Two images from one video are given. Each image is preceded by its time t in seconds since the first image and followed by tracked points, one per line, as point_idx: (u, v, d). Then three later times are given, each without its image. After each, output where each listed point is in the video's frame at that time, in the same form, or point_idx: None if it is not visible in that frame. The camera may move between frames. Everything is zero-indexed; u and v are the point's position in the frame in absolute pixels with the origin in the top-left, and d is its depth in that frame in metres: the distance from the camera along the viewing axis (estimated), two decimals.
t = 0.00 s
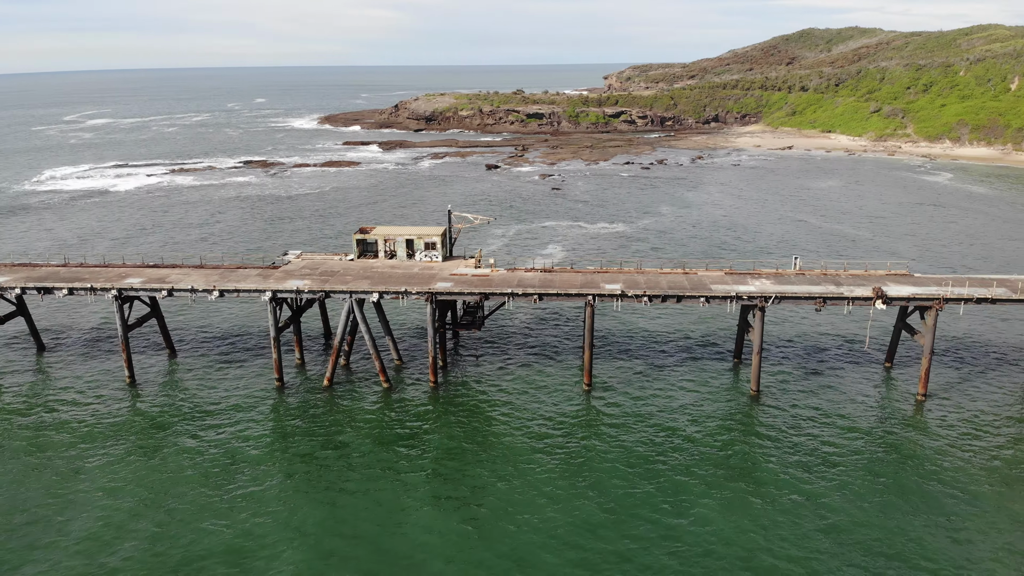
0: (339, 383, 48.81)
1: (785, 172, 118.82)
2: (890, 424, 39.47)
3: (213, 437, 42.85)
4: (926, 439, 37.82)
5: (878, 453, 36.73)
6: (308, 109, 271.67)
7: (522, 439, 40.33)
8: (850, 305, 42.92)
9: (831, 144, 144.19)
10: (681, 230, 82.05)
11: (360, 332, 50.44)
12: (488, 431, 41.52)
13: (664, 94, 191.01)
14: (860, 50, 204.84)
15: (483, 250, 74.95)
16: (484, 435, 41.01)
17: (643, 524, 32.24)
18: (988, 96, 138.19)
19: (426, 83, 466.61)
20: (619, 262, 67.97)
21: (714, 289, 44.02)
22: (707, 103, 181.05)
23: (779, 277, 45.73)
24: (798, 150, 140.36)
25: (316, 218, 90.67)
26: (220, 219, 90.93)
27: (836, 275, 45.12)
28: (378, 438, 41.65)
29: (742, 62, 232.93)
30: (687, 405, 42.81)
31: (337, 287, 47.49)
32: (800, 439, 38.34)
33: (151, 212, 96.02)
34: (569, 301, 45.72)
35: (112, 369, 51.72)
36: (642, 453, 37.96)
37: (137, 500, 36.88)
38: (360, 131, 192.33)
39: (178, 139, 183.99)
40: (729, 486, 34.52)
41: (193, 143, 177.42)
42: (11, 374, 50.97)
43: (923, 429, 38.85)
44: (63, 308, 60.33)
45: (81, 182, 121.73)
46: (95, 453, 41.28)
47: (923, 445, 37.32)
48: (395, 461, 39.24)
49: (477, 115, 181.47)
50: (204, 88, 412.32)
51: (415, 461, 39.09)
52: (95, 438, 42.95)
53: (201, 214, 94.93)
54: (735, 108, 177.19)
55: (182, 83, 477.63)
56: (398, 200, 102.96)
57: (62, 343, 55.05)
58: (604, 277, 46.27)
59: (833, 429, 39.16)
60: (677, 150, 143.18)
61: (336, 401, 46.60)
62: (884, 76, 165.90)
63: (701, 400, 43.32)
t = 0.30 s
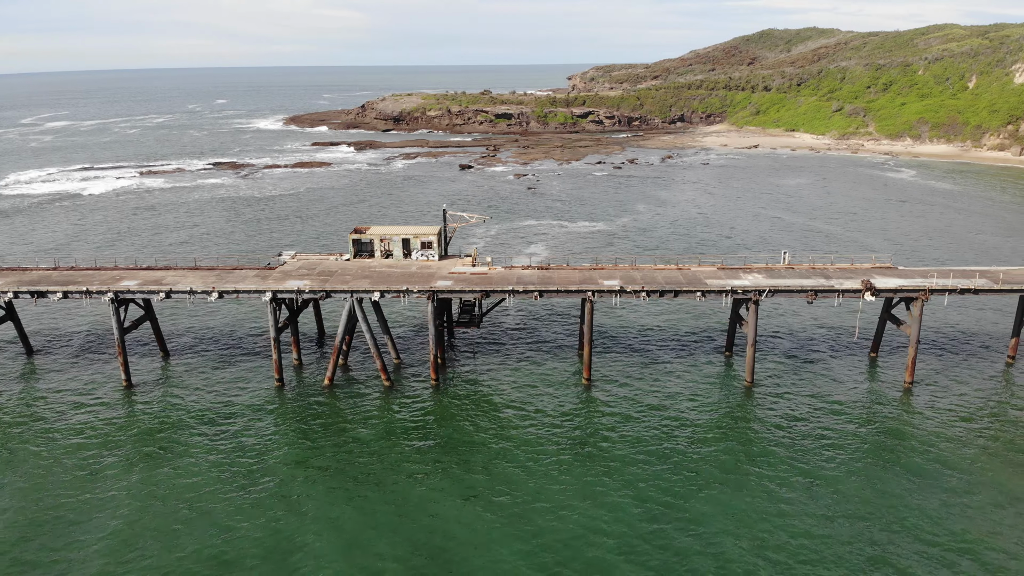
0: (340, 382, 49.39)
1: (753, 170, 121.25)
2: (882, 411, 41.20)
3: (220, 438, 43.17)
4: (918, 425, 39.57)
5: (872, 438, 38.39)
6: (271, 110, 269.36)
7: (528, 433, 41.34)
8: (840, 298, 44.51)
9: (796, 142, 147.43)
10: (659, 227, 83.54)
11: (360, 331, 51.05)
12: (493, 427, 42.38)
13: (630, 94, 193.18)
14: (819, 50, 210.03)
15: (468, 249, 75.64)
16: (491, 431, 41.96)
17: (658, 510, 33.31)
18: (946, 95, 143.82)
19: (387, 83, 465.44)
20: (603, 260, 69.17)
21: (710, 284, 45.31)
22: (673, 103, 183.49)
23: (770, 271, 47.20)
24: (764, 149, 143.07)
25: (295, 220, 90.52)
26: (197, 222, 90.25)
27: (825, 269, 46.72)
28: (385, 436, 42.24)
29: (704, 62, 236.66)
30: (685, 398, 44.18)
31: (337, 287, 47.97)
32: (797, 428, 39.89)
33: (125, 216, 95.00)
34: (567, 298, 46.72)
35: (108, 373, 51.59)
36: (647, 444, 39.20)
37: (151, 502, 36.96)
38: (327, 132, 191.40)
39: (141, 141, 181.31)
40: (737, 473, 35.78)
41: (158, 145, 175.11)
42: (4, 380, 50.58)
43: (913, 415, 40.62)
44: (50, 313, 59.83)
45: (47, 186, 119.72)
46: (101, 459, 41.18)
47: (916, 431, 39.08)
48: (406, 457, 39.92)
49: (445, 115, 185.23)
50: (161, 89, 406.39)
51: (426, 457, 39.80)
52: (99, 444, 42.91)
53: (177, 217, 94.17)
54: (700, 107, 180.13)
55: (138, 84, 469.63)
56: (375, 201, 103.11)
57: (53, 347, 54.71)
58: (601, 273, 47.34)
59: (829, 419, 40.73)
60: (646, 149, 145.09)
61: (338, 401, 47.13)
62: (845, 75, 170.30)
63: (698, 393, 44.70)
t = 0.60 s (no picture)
0: (340, 381, 50.02)
1: (723, 169, 123.47)
2: (871, 400, 43.05)
3: (226, 439, 43.57)
4: (907, 415, 41.39)
5: (864, 428, 40.14)
6: (233, 111, 266.41)
7: (533, 429, 42.42)
8: (828, 291, 46.13)
9: (760, 141, 149.76)
10: (637, 225, 84.96)
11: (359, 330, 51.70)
12: (497, 422, 43.44)
13: (597, 94, 195.02)
14: (780, 50, 214.78)
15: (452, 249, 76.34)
16: (496, 427, 42.99)
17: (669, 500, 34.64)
18: (905, 94, 148.36)
19: (347, 83, 463.05)
20: (587, 257, 70.36)
21: (704, 278, 46.62)
22: (639, 104, 185.69)
23: (760, 266, 48.65)
24: (731, 147, 145.28)
25: (274, 222, 90.38)
26: (174, 225, 89.52)
27: (812, 263, 48.35)
28: (392, 435, 43.04)
29: (667, 63, 240.01)
30: (681, 390, 45.59)
31: (338, 287, 48.49)
32: (791, 418, 41.56)
33: (99, 220, 93.82)
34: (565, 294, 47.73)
35: (101, 376, 51.43)
36: (651, 437, 40.54)
37: (167, 503, 37.31)
38: (294, 133, 190.45)
39: (103, 143, 178.33)
40: (741, 464, 37.20)
41: (121, 147, 172.44)
42: None
43: (900, 404, 42.54)
44: (35, 317, 59.27)
45: (12, 189, 117.53)
46: (109, 462, 41.31)
47: (906, 420, 40.89)
48: (416, 454, 40.80)
49: (414, 116, 190.88)
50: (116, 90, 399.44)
51: (435, 453, 40.72)
52: (105, 448, 42.97)
53: (152, 219, 93.28)
54: (666, 108, 182.67)
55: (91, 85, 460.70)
56: (352, 203, 103.22)
57: (43, 351, 54.32)
58: (597, 270, 48.44)
59: (822, 409, 42.39)
60: (616, 149, 146.69)
61: (340, 399, 47.85)
62: (806, 75, 174.11)
63: (694, 384, 46.18)
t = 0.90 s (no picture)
0: (340, 379, 50.65)
1: (693, 167, 125.67)
2: (859, 388, 44.89)
3: (233, 440, 43.99)
4: (897, 401, 43.20)
5: (856, 414, 41.87)
6: (194, 112, 263.07)
7: (538, 422, 43.49)
8: (816, 284, 47.84)
9: (726, 140, 152.21)
10: (616, 223, 86.47)
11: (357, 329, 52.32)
12: (502, 417, 44.43)
13: (564, 94, 196.71)
14: (741, 51, 219.00)
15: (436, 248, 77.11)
16: (501, 421, 43.96)
17: (678, 488, 35.97)
18: (865, 94, 152.56)
19: (307, 83, 459.98)
20: (571, 254, 71.62)
21: (697, 273, 47.98)
22: (606, 104, 187.73)
23: (749, 260, 50.21)
24: (699, 146, 147.31)
25: (253, 224, 90.10)
26: (151, 228, 88.89)
27: (799, 257, 50.06)
28: (400, 431, 43.75)
29: (630, 63, 243.22)
30: (678, 382, 47.01)
31: (338, 286, 49.06)
32: (785, 406, 43.21)
33: (72, 223, 92.75)
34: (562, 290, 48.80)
35: (97, 379, 51.36)
36: (654, 427, 41.84)
37: (184, 506, 37.56)
38: (260, 135, 188.99)
39: (64, 145, 175.23)
40: (746, 451, 38.61)
41: (83, 149, 169.73)
42: None
43: (887, 391, 44.41)
44: (22, 322, 58.81)
45: None
46: (118, 466, 41.43)
47: (897, 406, 42.65)
48: (427, 449, 41.59)
49: (381, 116, 194.29)
50: (70, 91, 391.69)
51: (446, 447, 41.56)
52: (111, 452, 43.01)
53: (128, 222, 92.46)
54: (632, 108, 185.04)
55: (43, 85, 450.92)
56: (329, 204, 103.14)
57: (34, 355, 54.00)
58: (592, 266, 49.59)
59: (816, 398, 44.03)
60: (586, 149, 148.14)
61: (342, 397, 48.49)
62: (769, 75, 177.66)
63: (688, 376, 47.67)
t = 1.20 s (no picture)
0: (336, 378, 51.24)
1: (660, 165, 127.94)
2: (843, 376, 46.76)
3: (235, 439, 44.32)
4: (881, 388, 45.12)
5: (843, 401, 43.67)
6: (149, 113, 259.13)
7: (538, 416, 44.54)
8: (799, 276, 49.60)
9: (689, 139, 154.63)
10: (591, 220, 87.99)
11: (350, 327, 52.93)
12: (501, 411, 45.40)
13: (527, 95, 198.59)
14: (699, 52, 223.16)
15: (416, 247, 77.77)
16: (501, 415, 44.91)
17: (681, 474, 37.33)
18: (822, 93, 156.66)
19: (263, 83, 455.70)
20: (552, 251, 72.88)
21: (686, 268, 49.24)
22: (569, 104, 189.60)
23: (734, 255, 51.76)
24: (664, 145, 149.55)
25: (228, 226, 89.78)
26: (124, 231, 88.08)
27: (781, 251, 51.84)
28: (403, 427, 44.46)
29: (590, 64, 246.40)
30: (670, 375, 48.44)
31: (334, 284, 49.59)
32: (775, 395, 44.86)
33: (42, 227, 91.45)
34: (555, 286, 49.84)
35: (89, 382, 51.16)
36: (651, 418, 43.17)
37: (196, 505, 37.81)
38: (221, 136, 187.03)
39: (19, 148, 171.69)
40: (744, 439, 40.11)
41: (39, 152, 166.53)
42: None
43: (870, 378, 46.33)
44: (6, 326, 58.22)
45: None
46: (122, 469, 41.46)
47: (880, 392, 44.55)
48: (430, 443, 42.36)
49: (344, 116, 195.58)
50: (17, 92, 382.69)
51: (449, 441, 42.35)
52: (112, 455, 42.99)
53: (99, 225, 91.45)
54: (595, 108, 187.24)
55: None
56: (302, 205, 102.95)
57: (22, 359, 53.59)
58: (583, 262, 50.73)
59: (805, 387, 45.74)
60: (553, 149, 149.42)
61: (340, 396, 49.07)
62: (728, 75, 181.04)
63: (679, 369, 49.12)
